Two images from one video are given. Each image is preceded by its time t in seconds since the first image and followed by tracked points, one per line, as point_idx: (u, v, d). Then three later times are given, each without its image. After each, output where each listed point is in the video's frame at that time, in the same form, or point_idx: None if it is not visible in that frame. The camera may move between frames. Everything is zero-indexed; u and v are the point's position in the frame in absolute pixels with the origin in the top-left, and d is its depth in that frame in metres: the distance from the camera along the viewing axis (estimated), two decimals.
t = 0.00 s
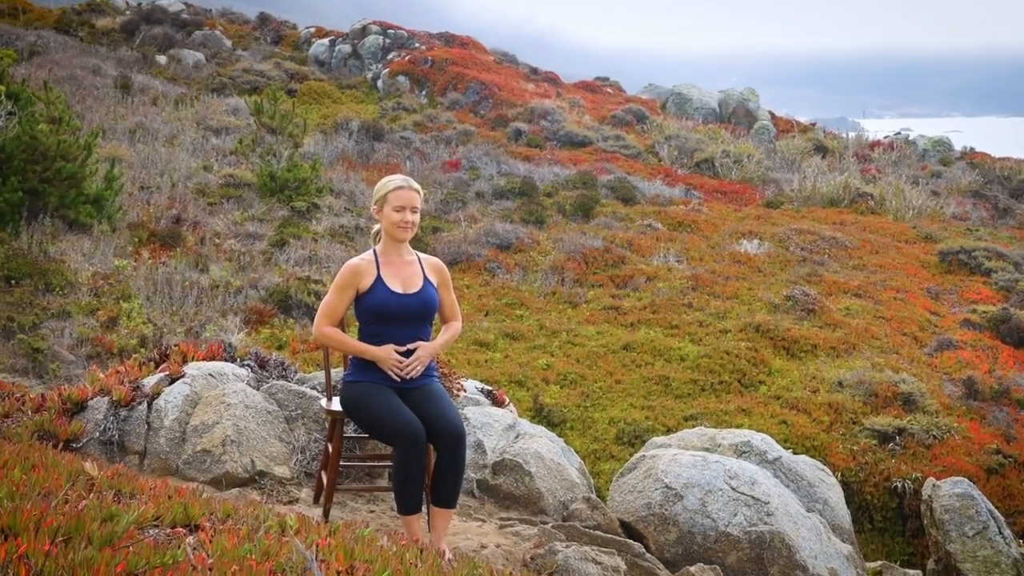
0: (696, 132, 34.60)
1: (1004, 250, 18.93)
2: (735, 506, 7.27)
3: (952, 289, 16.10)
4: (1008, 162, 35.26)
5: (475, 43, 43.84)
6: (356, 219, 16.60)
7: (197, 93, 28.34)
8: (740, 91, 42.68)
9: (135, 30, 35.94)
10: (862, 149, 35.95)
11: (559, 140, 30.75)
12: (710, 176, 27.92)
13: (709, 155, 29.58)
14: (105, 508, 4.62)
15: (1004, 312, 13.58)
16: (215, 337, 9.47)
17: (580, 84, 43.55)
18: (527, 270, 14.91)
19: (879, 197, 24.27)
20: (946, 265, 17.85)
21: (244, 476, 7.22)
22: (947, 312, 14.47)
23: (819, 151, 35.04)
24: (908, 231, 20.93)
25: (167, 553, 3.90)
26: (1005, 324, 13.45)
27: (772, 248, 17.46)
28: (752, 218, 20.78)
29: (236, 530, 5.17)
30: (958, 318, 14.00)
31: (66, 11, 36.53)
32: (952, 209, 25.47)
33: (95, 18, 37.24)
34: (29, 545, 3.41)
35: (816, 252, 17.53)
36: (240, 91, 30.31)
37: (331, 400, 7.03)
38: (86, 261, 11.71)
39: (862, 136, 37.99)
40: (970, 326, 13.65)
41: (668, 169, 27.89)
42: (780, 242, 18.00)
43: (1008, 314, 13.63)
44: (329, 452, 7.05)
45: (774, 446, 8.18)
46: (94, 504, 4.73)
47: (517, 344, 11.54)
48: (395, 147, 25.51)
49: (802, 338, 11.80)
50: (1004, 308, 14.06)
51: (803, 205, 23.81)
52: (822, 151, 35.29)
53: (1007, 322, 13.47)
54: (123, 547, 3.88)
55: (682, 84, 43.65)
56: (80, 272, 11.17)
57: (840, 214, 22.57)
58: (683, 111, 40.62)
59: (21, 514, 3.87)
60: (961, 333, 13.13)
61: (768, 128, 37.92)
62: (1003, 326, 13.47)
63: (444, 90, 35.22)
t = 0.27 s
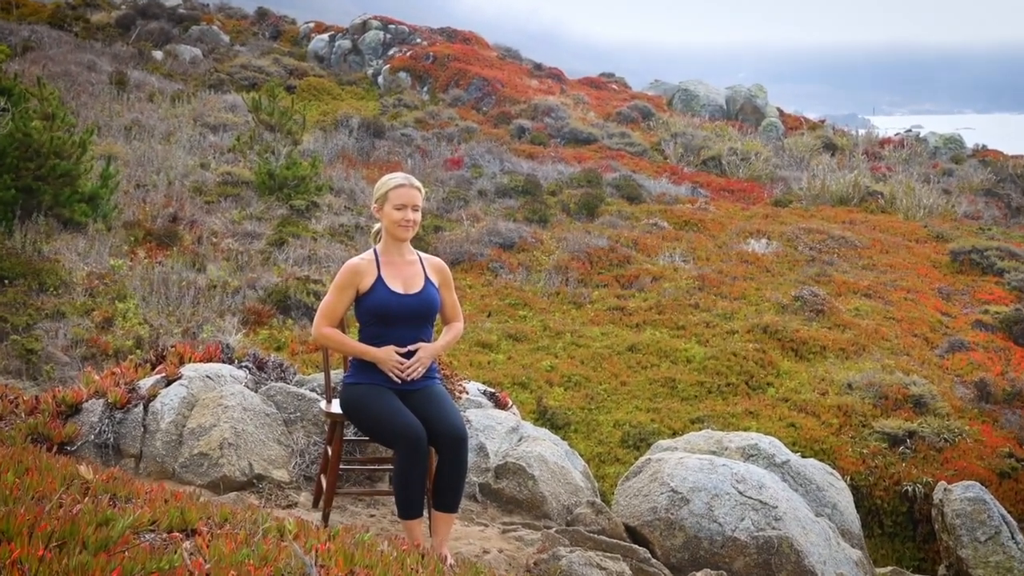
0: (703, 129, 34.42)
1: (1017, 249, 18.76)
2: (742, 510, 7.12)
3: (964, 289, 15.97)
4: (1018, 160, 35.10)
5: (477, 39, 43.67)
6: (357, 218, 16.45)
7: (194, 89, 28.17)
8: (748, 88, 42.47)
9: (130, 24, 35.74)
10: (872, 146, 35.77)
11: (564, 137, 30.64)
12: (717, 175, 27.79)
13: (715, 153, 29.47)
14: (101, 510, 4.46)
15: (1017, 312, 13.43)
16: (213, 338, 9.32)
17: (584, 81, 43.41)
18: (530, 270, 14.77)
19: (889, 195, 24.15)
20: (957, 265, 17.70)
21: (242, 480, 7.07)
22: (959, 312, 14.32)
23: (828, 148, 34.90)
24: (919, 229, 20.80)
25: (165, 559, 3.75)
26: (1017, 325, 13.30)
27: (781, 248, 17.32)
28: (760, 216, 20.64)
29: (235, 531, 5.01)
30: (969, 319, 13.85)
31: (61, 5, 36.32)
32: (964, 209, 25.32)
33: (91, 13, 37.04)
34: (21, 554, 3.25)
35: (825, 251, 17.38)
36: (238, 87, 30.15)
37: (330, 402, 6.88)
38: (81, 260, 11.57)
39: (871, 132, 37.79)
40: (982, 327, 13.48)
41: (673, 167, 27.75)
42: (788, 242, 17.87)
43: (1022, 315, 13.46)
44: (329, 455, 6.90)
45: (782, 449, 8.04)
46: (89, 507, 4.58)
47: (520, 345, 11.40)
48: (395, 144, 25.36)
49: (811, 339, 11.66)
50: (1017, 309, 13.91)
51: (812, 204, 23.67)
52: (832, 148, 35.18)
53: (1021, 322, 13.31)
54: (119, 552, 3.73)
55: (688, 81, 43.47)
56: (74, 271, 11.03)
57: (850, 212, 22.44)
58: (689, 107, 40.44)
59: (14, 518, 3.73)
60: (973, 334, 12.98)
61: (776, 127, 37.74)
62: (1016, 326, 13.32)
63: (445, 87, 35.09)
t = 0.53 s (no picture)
0: (708, 126, 34.27)
1: None
2: (748, 515, 6.98)
3: (974, 289, 15.85)
4: None
5: (478, 35, 43.49)
6: (355, 217, 16.31)
7: (189, 85, 28.01)
8: (754, 85, 42.27)
9: (125, 20, 35.57)
10: (880, 144, 35.60)
11: (566, 135, 30.53)
12: (723, 173, 27.65)
13: (720, 151, 29.32)
14: (94, 514, 4.31)
15: None
16: (209, 339, 9.19)
17: (587, 77, 43.24)
18: (532, 270, 14.62)
19: (897, 193, 24.01)
20: (967, 265, 17.56)
21: (238, 483, 6.94)
22: (968, 313, 14.18)
23: (836, 146, 34.73)
24: (927, 229, 20.68)
25: (161, 566, 3.60)
26: None
27: (786, 247, 17.18)
28: (766, 215, 20.50)
29: (232, 535, 4.86)
30: (979, 320, 13.71)
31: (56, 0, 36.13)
32: (974, 207, 25.15)
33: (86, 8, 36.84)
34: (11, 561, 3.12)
35: (832, 251, 17.24)
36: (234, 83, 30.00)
37: (328, 404, 6.74)
38: (74, 260, 11.44)
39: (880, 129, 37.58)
40: (992, 328, 13.34)
41: (678, 165, 27.62)
42: (794, 241, 17.73)
43: None
44: (327, 459, 6.77)
45: (788, 452, 7.91)
46: (83, 510, 4.42)
47: (522, 346, 11.27)
48: (394, 142, 25.22)
49: (818, 340, 11.53)
50: None
51: (819, 203, 23.54)
52: (839, 145, 35.00)
53: None
54: (113, 558, 3.59)
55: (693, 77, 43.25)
56: (67, 271, 10.90)
57: (857, 211, 22.31)
58: (693, 104, 40.16)
59: (5, 523, 3.59)
60: (983, 335, 12.85)
61: (783, 123, 37.42)
62: None
63: (446, 83, 34.95)
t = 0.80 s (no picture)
0: (711, 124, 34.13)
1: None
2: (752, 519, 6.85)
3: (981, 289, 15.74)
4: None
5: (478, 31, 43.35)
6: (353, 215, 16.19)
7: (185, 82, 27.88)
8: (757, 82, 42.10)
9: (118, 16, 35.41)
10: (886, 143, 35.47)
11: (567, 132, 30.42)
12: (726, 171, 27.53)
13: (723, 149, 29.17)
14: (86, 517, 4.18)
15: None
16: (204, 340, 9.07)
17: (588, 74, 43.10)
18: (533, 270, 14.49)
19: (904, 192, 23.90)
20: (974, 265, 17.45)
21: (234, 486, 6.82)
22: (975, 314, 14.07)
23: (841, 144, 34.58)
24: (934, 228, 20.56)
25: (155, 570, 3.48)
26: None
27: (791, 246, 17.07)
28: (770, 215, 20.37)
29: (227, 538, 4.72)
30: (987, 320, 13.60)
31: None
32: (982, 206, 25.01)
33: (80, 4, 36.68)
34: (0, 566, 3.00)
35: (838, 251, 17.12)
36: (229, 80, 29.88)
37: (325, 406, 6.62)
38: (67, 259, 11.33)
39: (885, 127, 37.44)
40: (1000, 328, 13.22)
41: (680, 163, 27.49)
42: (799, 241, 17.62)
43: None
44: (324, 462, 6.66)
45: (793, 454, 7.79)
46: (75, 512, 4.28)
47: (522, 347, 11.16)
48: (392, 139, 25.10)
49: (822, 342, 11.42)
50: None
51: (825, 201, 23.42)
52: (844, 143, 34.84)
53: None
54: (106, 563, 3.46)
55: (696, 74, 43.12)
56: (60, 271, 10.80)
57: (863, 210, 22.18)
58: (696, 101, 39.98)
59: None
60: (991, 336, 12.73)
61: (787, 120, 37.26)
62: None
63: (445, 80, 34.84)
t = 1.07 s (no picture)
0: (713, 122, 34.00)
1: None
2: (755, 522, 6.75)
3: (987, 290, 15.65)
4: None
5: (476, 28, 43.22)
6: (350, 215, 16.10)
7: (180, 80, 27.78)
8: (760, 79, 41.95)
9: (113, 12, 35.31)
10: (890, 141, 35.38)
11: (567, 131, 30.32)
12: (728, 170, 27.43)
13: (725, 147, 29.07)
14: (81, 520, 4.06)
15: None
16: (199, 341, 8.98)
17: (589, 71, 42.97)
18: (532, 270, 14.40)
19: (908, 191, 23.79)
20: (980, 265, 17.35)
21: (229, 489, 6.72)
22: (981, 315, 13.97)
23: (845, 142, 34.46)
24: (938, 227, 20.46)
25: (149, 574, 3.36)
26: None
27: (793, 246, 16.97)
28: (773, 214, 20.27)
29: (221, 541, 4.61)
30: (992, 321, 13.51)
31: None
32: (987, 204, 24.88)
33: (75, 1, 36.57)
34: None
35: (842, 250, 17.02)
36: (225, 77, 29.81)
37: (322, 408, 6.52)
38: (60, 259, 11.24)
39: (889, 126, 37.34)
40: (1006, 329, 13.13)
41: (681, 162, 27.39)
42: (802, 240, 17.53)
43: None
44: (320, 464, 6.56)
45: (796, 457, 7.70)
46: (70, 516, 4.16)
47: (521, 348, 11.06)
48: (390, 137, 24.99)
49: (825, 342, 11.33)
50: None
51: (828, 200, 23.31)
52: (848, 142, 34.70)
53: None
54: (98, 569, 3.34)
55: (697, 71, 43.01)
56: (53, 270, 10.71)
57: (868, 210, 22.06)
58: (698, 99, 39.95)
59: None
60: (997, 337, 12.64)
61: (790, 117, 37.21)
62: None
63: (444, 78, 34.75)
